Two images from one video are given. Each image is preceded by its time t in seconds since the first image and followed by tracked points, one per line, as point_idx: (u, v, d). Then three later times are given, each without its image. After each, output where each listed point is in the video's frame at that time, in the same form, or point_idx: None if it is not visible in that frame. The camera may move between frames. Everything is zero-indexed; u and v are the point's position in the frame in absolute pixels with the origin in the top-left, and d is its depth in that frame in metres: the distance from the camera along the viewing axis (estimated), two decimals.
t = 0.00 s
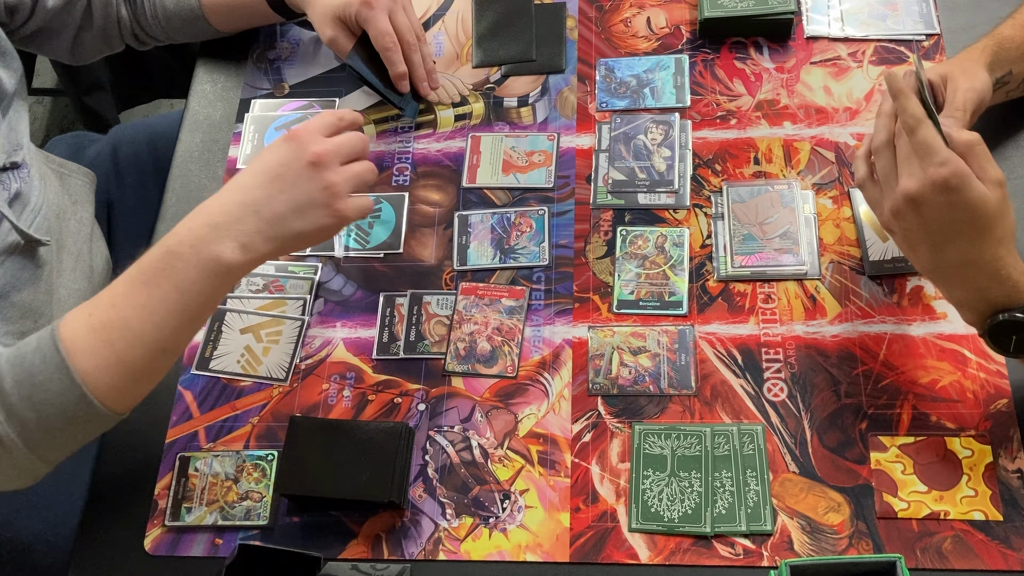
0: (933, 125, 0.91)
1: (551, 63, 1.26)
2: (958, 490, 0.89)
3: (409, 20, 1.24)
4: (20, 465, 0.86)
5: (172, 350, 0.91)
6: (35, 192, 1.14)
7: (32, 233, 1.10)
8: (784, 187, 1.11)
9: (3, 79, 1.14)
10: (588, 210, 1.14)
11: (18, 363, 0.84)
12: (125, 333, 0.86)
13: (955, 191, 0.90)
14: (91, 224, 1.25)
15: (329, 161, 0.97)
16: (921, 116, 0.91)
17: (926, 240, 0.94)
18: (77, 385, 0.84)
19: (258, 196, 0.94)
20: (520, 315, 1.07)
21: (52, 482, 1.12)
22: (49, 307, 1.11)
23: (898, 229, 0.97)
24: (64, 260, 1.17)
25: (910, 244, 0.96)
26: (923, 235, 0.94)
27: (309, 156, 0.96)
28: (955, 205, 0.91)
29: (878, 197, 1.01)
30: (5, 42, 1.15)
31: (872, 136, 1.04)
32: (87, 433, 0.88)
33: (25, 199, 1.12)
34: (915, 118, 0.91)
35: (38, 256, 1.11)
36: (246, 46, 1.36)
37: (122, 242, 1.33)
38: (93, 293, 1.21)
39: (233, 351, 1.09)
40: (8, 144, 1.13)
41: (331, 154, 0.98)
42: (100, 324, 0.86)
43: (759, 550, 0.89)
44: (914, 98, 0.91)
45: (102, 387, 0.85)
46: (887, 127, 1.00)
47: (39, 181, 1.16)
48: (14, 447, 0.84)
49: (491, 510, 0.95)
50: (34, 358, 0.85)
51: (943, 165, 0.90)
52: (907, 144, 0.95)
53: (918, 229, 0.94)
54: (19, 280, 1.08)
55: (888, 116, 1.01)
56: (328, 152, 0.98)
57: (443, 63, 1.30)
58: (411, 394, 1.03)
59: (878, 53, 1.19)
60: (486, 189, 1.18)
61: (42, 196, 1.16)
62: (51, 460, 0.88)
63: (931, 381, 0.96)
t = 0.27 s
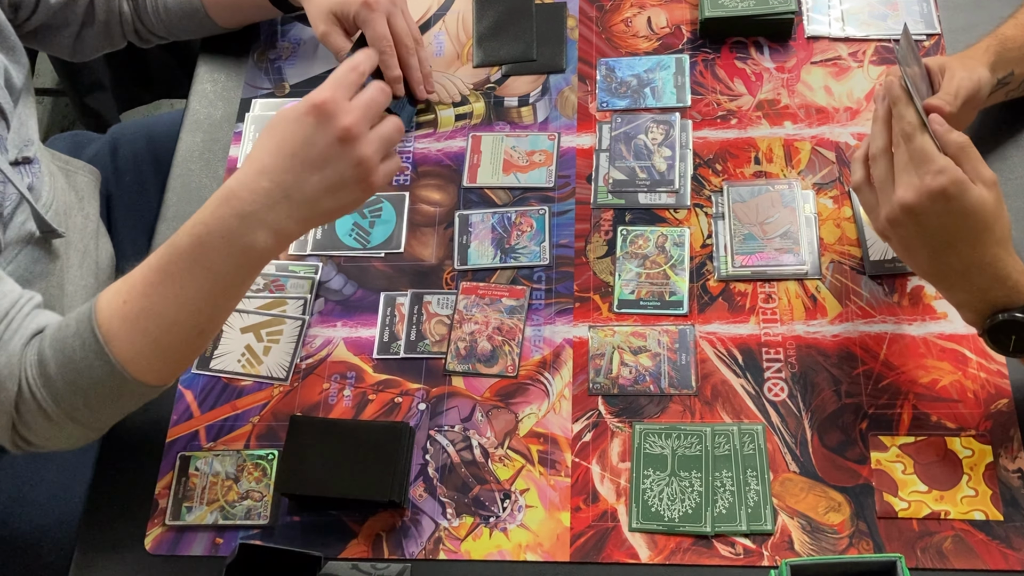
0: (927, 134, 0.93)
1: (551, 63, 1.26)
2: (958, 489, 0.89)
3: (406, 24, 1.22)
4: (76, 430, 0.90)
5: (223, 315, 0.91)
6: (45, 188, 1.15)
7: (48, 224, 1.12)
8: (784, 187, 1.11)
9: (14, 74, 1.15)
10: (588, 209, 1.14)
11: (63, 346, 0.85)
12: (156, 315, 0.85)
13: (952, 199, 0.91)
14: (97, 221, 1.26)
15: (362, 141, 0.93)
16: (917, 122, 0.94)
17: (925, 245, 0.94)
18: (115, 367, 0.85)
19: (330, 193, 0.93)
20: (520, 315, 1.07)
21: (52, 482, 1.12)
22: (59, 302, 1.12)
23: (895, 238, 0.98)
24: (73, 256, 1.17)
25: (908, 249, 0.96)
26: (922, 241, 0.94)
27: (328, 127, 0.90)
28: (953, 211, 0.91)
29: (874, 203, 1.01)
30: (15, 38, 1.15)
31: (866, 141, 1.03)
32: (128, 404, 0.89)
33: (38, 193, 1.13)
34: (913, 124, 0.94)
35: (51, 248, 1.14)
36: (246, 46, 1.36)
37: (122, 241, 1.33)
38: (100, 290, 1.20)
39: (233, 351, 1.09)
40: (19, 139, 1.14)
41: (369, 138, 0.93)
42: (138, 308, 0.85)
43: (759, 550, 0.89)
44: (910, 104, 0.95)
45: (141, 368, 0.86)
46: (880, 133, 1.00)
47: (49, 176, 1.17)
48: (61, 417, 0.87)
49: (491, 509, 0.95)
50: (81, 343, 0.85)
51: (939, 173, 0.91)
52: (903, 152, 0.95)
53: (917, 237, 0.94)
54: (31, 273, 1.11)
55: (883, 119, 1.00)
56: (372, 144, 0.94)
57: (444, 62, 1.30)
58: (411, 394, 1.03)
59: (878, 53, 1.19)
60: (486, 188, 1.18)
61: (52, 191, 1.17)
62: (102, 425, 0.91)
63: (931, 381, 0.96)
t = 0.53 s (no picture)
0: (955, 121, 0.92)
1: (551, 63, 1.26)
2: (959, 489, 0.89)
3: (405, 25, 1.22)
4: (50, 461, 0.91)
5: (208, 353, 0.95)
6: (45, 189, 1.15)
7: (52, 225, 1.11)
8: (784, 187, 1.11)
9: (15, 76, 1.16)
10: (588, 209, 1.14)
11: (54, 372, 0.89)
12: (144, 347, 0.90)
13: (957, 187, 0.92)
14: (97, 222, 1.26)
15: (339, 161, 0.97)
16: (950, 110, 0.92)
17: (925, 235, 0.95)
18: (103, 397, 0.89)
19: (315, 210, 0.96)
20: (520, 315, 1.07)
21: (53, 482, 1.12)
22: (60, 302, 1.12)
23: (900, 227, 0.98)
24: (73, 258, 1.17)
25: (910, 240, 0.97)
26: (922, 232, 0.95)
27: (309, 158, 0.96)
28: (958, 201, 0.92)
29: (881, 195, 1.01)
30: (18, 40, 1.16)
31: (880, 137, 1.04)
32: (105, 436, 0.92)
33: (39, 194, 1.14)
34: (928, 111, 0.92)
35: (52, 249, 1.13)
36: (247, 46, 1.36)
37: (123, 241, 1.33)
38: (98, 292, 1.21)
39: (233, 351, 1.09)
40: (20, 141, 1.14)
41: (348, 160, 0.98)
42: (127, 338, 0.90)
43: (759, 550, 0.89)
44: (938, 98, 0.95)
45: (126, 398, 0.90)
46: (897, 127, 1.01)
47: (49, 178, 1.17)
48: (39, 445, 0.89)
49: (491, 509, 0.95)
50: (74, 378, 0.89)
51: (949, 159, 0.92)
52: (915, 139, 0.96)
53: (917, 225, 0.95)
54: (31, 273, 1.10)
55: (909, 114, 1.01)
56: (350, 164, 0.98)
57: (444, 62, 1.30)
58: (411, 393, 1.03)
59: (878, 53, 1.19)
60: (486, 188, 1.18)
61: (53, 192, 1.17)
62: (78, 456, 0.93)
63: (931, 381, 0.96)
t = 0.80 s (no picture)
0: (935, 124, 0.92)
1: (551, 63, 1.26)
2: (958, 489, 0.89)
3: (406, 27, 1.23)
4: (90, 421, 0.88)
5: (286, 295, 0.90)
6: (44, 190, 1.15)
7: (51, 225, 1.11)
8: (784, 187, 1.11)
9: (15, 77, 1.15)
10: (588, 210, 1.14)
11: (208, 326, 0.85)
12: (228, 287, 0.86)
13: (953, 190, 0.91)
14: (96, 223, 1.26)
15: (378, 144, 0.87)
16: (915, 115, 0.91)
17: (925, 239, 0.95)
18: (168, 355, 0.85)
19: (376, 195, 0.88)
20: (520, 315, 1.07)
21: (52, 482, 1.12)
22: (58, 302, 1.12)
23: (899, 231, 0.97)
24: (72, 259, 1.18)
25: (910, 244, 0.97)
26: (921, 237, 0.95)
27: (378, 145, 0.87)
28: (954, 203, 0.92)
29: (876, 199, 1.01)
30: (17, 41, 1.16)
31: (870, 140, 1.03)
32: (149, 403, 0.89)
33: (37, 194, 1.14)
34: (911, 118, 0.91)
35: (51, 249, 1.13)
36: (247, 46, 1.36)
37: (122, 241, 1.33)
38: (97, 292, 1.21)
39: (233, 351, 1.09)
40: (18, 142, 1.14)
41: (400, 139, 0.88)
42: (225, 283, 0.86)
43: (759, 550, 0.89)
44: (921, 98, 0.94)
45: (208, 334, 0.86)
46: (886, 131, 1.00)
47: (48, 179, 1.17)
48: (86, 411, 0.87)
49: (491, 509, 0.95)
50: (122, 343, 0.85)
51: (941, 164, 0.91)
52: (903, 143, 0.95)
53: (918, 230, 0.95)
54: (30, 273, 1.10)
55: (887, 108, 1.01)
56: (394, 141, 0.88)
57: (444, 62, 1.30)
58: (411, 394, 1.03)
59: (878, 53, 1.19)
60: (486, 189, 1.18)
61: (52, 193, 1.17)
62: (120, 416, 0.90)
63: (931, 381, 0.96)
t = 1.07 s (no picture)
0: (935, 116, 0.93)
1: (552, 63, 1.26)
2: (959, 490, 0.89)
3: (406, 27, 1.23)
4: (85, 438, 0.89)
5: (245, 347, 0.98)
6: (42, 190, 1.15)
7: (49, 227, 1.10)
8: (785, 187, 1.11)
9: (14, 79, 1.15)
10: (588, 210, 1.14)
11: (190, 335, 0.92)
12: (210, 308, 0.92)
13: (950, 184, 0.92)
14: (94, 223, 1.26)
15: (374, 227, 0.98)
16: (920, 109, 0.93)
17: (923, 233, 0.95)
18: (172, 358, 0.91)
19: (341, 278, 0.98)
20: (521, 315, 1.07)
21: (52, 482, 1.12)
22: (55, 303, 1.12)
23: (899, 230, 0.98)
24: (69, 260, 1.18)
25: (909, 238, 0.97)
26: (921, 230, 0.95)
27: (360, 230, 0.98)
28: (951, 197, 0.92)
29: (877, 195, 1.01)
30: (16, 43, 1.15)
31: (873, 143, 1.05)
32: (88, 456, 0.91)
33: (34, 195, 1.14)
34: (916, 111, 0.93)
35: (50, 250, 1.13)
36: (247, 46, 1.36)
37: (123, 241, 1.33)
38: (95, 293, 1.21)
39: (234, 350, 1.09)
40: (16, 142, 1.14)
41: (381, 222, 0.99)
42: (203, 300, 0.92)
43: (759, 550, 0.89)
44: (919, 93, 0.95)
45: (186, 367, 0.92)
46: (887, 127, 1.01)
47: (45, 180, 1.17)
48: (86, 416, 0.88)
49: (491, 509, 0.95)
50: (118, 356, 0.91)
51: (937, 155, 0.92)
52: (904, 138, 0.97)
53: (917, 224, 0.95)
54: (28, 275, 1.09)
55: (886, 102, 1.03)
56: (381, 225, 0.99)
57: (444, 62, 1.30)
58: (411, 394, 1.03)
59: (878, 53, 1.19)
60: (486, 189, 1.18)
61: (49, 194, 1.17)
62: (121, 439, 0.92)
63: (931, 381, 0.96)
